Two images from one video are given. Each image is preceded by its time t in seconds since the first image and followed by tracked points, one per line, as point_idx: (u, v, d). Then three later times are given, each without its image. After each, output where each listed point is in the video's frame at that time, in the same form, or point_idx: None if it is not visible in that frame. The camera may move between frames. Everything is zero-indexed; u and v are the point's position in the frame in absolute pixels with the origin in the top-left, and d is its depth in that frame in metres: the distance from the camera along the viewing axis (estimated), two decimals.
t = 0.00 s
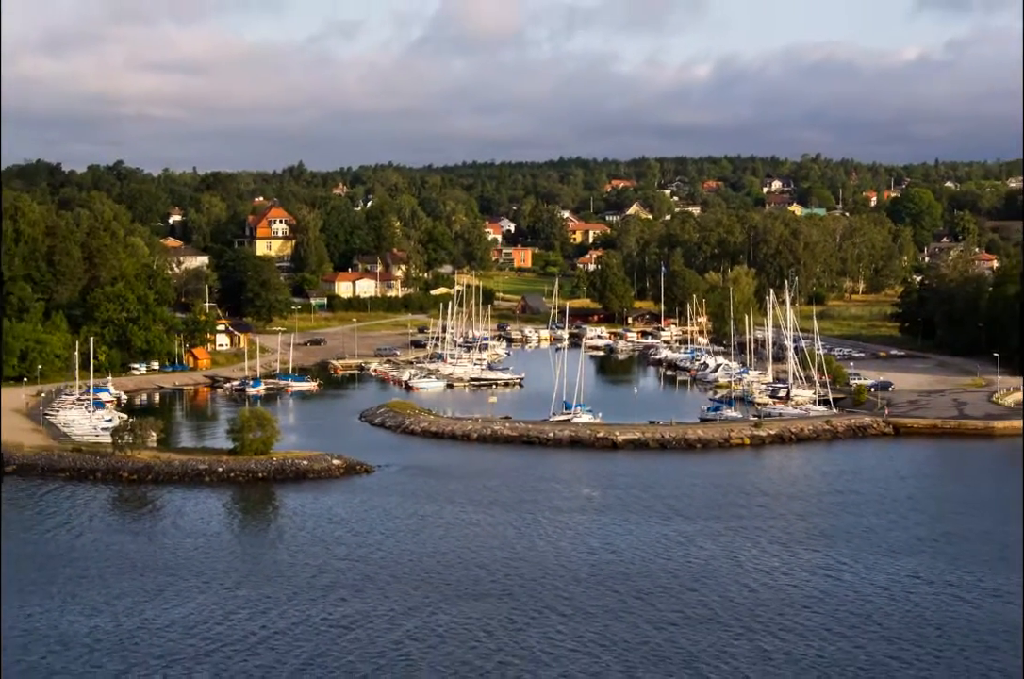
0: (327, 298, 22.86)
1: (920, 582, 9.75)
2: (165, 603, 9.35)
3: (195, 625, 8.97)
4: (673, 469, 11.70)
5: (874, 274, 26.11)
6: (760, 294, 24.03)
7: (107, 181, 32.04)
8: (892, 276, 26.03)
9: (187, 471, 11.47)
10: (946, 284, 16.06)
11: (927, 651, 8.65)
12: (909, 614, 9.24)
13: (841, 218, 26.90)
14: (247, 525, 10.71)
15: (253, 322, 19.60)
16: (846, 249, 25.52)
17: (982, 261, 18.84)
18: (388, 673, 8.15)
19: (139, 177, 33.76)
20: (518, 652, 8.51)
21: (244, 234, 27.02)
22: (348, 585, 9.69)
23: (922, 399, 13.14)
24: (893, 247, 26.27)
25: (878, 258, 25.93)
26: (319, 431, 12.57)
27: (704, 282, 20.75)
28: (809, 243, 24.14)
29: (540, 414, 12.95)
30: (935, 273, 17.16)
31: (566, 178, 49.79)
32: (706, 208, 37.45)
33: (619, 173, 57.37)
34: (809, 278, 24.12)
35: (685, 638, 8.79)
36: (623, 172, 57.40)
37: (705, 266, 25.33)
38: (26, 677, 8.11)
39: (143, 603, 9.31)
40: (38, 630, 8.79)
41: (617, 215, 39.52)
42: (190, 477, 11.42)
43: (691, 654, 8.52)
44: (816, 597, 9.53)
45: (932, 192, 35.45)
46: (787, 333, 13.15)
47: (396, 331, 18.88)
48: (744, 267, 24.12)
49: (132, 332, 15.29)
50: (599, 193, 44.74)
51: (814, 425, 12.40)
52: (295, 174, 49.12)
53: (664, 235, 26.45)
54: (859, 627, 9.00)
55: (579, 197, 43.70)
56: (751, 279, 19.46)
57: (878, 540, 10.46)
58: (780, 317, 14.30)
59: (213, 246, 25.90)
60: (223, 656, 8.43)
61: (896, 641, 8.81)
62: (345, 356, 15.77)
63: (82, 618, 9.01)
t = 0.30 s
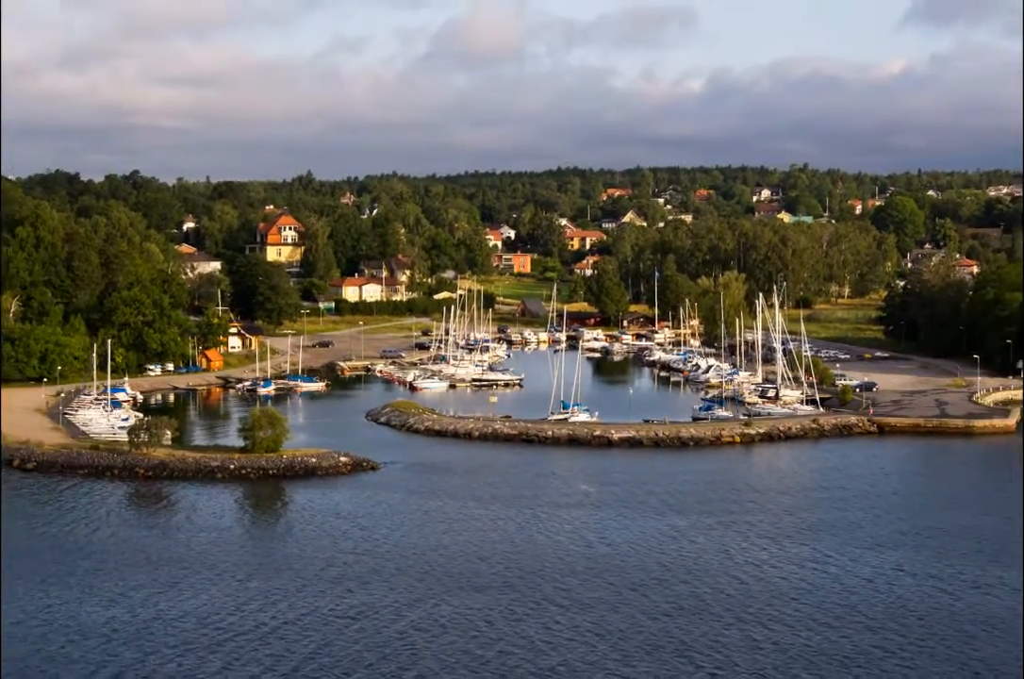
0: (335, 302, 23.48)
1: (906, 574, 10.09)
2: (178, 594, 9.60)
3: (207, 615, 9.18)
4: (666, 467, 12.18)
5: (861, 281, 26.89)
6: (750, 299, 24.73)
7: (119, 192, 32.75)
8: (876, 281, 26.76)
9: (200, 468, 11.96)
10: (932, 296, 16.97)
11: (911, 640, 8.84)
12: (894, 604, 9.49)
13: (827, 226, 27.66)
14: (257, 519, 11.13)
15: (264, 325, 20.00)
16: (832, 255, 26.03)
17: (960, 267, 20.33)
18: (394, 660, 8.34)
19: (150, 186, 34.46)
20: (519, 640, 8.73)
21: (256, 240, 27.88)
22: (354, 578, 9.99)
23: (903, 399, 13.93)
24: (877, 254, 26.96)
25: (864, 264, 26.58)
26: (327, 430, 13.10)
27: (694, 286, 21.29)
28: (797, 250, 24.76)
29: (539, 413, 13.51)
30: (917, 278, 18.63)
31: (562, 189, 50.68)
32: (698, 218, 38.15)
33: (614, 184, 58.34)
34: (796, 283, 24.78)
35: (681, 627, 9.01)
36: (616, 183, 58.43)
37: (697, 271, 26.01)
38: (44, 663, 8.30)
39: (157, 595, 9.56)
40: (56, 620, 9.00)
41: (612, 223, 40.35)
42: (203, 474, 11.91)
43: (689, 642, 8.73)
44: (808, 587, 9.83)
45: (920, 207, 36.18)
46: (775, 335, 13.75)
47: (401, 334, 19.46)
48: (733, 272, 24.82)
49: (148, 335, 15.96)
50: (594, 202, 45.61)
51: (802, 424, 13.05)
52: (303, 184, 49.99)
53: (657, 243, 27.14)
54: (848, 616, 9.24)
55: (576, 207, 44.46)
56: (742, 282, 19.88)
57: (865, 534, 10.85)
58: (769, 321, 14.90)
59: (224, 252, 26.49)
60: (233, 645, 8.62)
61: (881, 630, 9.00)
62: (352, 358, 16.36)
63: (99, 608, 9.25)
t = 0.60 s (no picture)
0: (342, 305, 23.99)
1: (889, 567, 10.55)
2: (192, 586, 10.06)
3: (220, 607, 9.63)
4: (660, 465, 12.68)
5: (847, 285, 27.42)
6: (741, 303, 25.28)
7: (130, 202, 33.35)
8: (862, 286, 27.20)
9: (213, 465, 12.45)
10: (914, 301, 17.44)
11: (894, 631, 9.26)
12: (878, 597, 9.93)
13: (816, 233, 28.18)
14: (268, 514, 11.60)
15: (273, 328, 20.52)
16: (819, 260, 26.58)
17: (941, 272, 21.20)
18: (397, 651, 8.77)
19: (158, 195, 35.03)
20: (518, 631, 9.16)
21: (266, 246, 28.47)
22: (360, 570, 10.45)
23: (887, 399, 14.50)
24: (863, 259, 27.39)
25: (850, 269, 27.06)
26: (335, 429, 13.60)
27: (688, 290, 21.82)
28: (786, 256, 25.27)
29: (538, 413, 14.04)
30: (901, 282, 19.49)
31: (559, 197, 51.27)
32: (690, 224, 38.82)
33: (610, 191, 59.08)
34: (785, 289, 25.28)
35: (672, 619, 9.45)
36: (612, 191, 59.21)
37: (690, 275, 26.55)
38: (64, 652, 8.72)
39: (172, 587, 10.01)
40: (75, 611, 9.44)
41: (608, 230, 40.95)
42: (215, 471, 12.40)
43: (679, 633, 9.17)
44: (795, 580, 10.30)
45: (906, 214, 36.87)
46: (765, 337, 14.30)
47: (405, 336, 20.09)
48: (724, 276, 25.39)
49: (163, 337, 16.51)
50: (592, 209, 46.18)
51: (791, 423, 13.58)
52: (309, 193, 50.67)
53: (652, 249, 27.71)
54: (833, 608, 9.68)
55: (573, 214, 45.07)
56: (732, 286, 20.44)
57: (850, 529, 11.31)
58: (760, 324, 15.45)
59: (233, 258, 26.99)
60: (246, 635, 9.05)
61: (866, 621, 9.44)
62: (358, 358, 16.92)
63: (116, 601, 9.69)
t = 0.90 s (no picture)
0: (348, 309, 24.51)
1: (874, 560, 10.98)
2: (204, 579, 10.46)
3: (231, 598, 10.01)
4: (654, 462, 13.17)
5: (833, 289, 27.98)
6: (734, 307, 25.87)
7: (142, 209, 33.91)
8: (849, 290, 27.77)
9: (224, 462, 12.95)
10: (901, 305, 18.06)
11: (880, 622, 9.63)
12: (864, 590, 10.35)
13: (805, 238, 28.77)
14: (277, 509, 12.07)
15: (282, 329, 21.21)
16: (808, 265, 26.99)
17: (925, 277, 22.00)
18: (403, 640, 9.16)
19: (166, 202, 35.53)
20: (518, 622, 9.56)
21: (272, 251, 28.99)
22: (366, 564, 10.88)
23: (873, 399, 15.03)
24: (849, 264, 28.06)
25: (838, 273, 27.60)
26: (341, 428, 14.12)
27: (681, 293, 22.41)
28: (776, 262, 25.88)
29: (537, 412, 14.57)
30: (887, 286, 20.30)
31: (557, 204, 51.89)
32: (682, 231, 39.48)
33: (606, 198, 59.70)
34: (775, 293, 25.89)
35: (666, 611, 9.84)
36: (608, 197, 59.85)
37: (684, 280, 27.13)
38: (80, 642, 9.08)
39: (185, 580, 10.41)
40: (92, 603, 9.81)
41: (605, 236, 41.59)
42: (226, 467, 12.90)
43: (673, 624, 9.55)
44: (784, 573, 10.73)
45: (892, 224, 37.51)
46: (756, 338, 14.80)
47: (409, 338, 20.64)
48: (716, 281, 25.98)
49: (175, 339, 17.03)
50: (588, 216, 46.82)
51: (780, 422, 14.08)
52: (315, 201, 51.30)
53: (647, 254, 28.29)
54: (820, 601, 10.09)
55: (571, 221, 45.71)
56: (723, 290, 21.04)
57: (838, 524, 11.78)
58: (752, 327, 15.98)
59: (241, 263, 27.51)
60: (256, 625, 9.41)
61: (853, 613, 9.82)
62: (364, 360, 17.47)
63: (131, 593, 10.07)
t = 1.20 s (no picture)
0: (355, 312, 25.04)
1: (861, 554, 11.42)
2: (215, 572, 10.88)
3: (241, 591, 10.43)
4: (650, 460, 13.65)
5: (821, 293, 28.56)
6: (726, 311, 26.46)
7: (153, 216, 34.44)
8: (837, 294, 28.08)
9: (234, 459, 13.44)
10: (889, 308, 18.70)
11: (866, 613, 10.00)
12: (852, 581, 10.76)
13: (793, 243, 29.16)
14: (286, 505, 12.55)
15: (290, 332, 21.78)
16: (797, 269, 27.29)
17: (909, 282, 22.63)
18: (407, 631, 9.56)
19: (174, 209, 36.05)
20: (517, 613, 9.97)
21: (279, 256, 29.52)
22: (371, 558, 11.33)
23: (860, 399, 15.57)
24: (836, 268, 28.46)
25: (826, 278, 27.95)
26: (347, 426, 14.65)
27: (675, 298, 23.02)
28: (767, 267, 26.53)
29: (536, 410, 15.08)
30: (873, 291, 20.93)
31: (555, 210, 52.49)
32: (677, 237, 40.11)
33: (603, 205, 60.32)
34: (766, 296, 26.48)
35: (660, 602, 10.24)
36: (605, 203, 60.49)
37: (678, 284, 27.71)
38: (95, 632, 9.45)
39: (197, 573, 10.84)
40: (107, 595, 10.21)
41: (602, 242, 42.21)
42: (236, 464, 13.39)
43: (667, 615, 9.95)
44: (774, 566, 11.17)
45: (879, 232, 38.07)
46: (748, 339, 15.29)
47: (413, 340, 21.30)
48: (709, 285, 26.55)
49: (188, 341, 17.54)
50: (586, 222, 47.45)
51: (770, 420, 14.61)
52: (323, 208, 51.89)
53: (643, 259, 28.87)
54: (809, 592, 10.49)
55: (570, 227, 46.33)
56: (714, 294, 21.57)
57: (825, 519, 12.23)
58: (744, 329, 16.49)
59: (249, 268, 28.04)
60: (265, 617, 9.81)
61: (839, 605, 10.21)
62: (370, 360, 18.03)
63: (145, 586, 10.49)
